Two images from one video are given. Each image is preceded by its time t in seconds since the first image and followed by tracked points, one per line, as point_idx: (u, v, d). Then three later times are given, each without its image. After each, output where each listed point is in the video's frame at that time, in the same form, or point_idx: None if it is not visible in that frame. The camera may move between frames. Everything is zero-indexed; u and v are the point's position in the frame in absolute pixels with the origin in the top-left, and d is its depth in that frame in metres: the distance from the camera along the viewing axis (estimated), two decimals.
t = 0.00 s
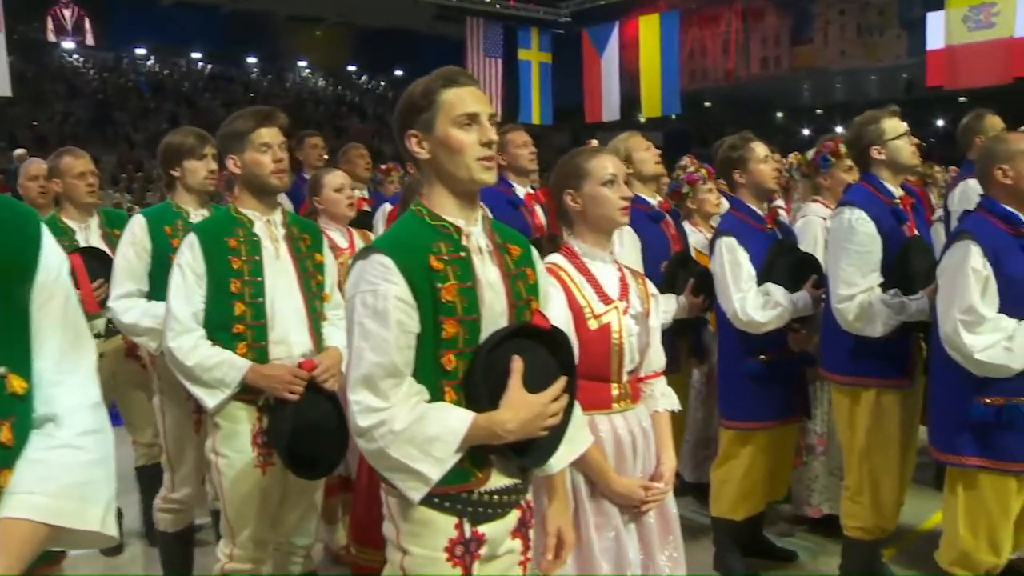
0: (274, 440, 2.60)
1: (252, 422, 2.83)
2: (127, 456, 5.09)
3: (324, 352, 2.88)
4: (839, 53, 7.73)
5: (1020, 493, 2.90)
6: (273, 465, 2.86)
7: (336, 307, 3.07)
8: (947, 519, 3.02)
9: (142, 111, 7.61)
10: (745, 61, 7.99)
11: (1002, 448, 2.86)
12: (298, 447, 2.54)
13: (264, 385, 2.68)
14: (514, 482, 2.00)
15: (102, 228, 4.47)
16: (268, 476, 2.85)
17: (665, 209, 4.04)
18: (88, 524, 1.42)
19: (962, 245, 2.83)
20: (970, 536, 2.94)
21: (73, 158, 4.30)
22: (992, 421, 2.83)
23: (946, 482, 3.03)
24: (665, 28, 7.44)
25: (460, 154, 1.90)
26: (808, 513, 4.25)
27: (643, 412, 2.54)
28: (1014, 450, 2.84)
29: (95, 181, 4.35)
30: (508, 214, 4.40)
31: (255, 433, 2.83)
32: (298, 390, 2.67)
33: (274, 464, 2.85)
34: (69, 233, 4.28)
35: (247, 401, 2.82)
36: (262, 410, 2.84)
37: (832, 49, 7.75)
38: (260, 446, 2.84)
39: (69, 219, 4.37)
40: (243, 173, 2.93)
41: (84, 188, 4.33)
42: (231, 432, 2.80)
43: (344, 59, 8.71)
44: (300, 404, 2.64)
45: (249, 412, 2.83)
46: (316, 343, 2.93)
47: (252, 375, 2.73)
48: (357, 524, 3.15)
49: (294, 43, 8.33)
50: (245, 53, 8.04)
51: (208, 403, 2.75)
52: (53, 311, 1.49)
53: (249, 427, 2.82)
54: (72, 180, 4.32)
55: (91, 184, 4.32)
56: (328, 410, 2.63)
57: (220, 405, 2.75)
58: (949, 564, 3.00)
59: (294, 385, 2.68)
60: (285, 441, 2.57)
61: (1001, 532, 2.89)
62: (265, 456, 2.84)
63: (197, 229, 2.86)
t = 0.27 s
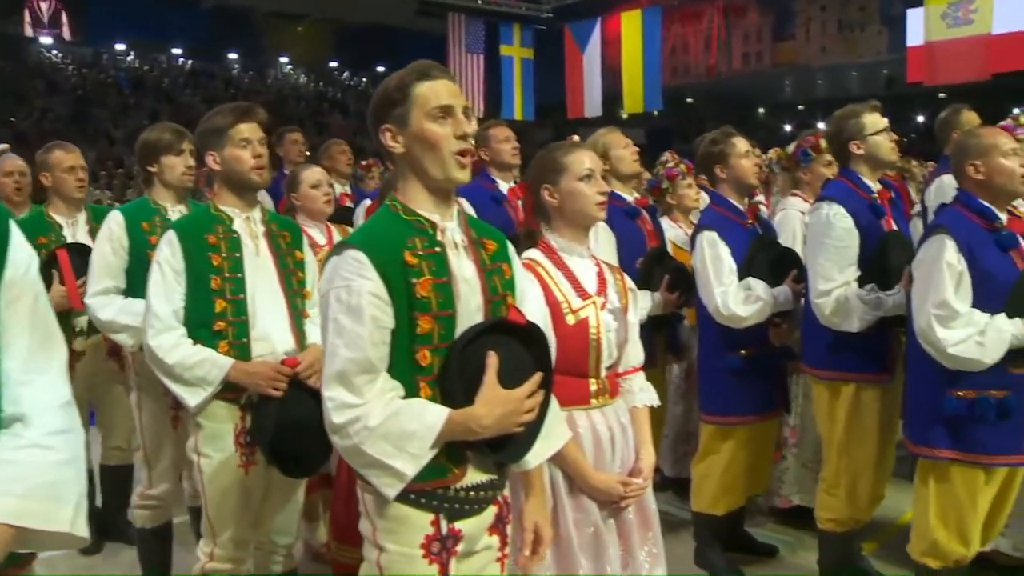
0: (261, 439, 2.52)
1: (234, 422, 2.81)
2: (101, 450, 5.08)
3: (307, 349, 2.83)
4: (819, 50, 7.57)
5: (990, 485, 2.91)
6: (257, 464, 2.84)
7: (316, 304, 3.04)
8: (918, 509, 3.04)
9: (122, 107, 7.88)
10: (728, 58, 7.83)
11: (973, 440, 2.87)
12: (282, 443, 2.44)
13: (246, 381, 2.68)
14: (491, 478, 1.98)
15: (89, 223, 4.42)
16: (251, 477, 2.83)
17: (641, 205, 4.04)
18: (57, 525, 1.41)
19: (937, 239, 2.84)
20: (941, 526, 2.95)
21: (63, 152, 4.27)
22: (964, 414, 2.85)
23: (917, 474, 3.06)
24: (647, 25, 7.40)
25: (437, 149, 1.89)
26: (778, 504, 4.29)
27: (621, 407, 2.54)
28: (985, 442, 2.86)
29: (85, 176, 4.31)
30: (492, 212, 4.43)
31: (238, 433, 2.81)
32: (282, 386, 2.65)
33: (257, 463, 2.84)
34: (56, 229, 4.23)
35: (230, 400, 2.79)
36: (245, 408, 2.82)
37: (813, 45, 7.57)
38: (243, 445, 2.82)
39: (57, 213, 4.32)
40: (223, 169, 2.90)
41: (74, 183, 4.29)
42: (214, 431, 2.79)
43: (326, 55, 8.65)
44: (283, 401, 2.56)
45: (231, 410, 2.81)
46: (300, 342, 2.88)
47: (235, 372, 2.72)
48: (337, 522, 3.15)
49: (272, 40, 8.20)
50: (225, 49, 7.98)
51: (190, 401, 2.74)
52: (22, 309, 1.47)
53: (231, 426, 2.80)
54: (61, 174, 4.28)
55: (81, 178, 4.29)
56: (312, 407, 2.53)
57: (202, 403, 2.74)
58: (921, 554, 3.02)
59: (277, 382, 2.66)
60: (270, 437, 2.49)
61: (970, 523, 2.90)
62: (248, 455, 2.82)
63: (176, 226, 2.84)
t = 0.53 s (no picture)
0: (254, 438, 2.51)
1: (226, 421, 2.79)
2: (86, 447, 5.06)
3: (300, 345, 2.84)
4: (808, 46, 7.57)
5: (968, 481, 2.93)
6: (248, 463, 2.83)
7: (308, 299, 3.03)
8: (899, 503, 3.04)
9: (108, 103, 7.72)
10: (716, 55, 7.89)
11: (951, 435, 2.88)
12: (277, 441, 2.44)
13: (238, 378, 2.66)
14: (474, 474, 1.97)
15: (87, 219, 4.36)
16: (242, 477, 2.82)
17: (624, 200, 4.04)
18: (36, 523, 1.53)
19: (920, 235, 2.86)
20: (922, 520, 2.96)
21: (62, 146, 4.18)
22: (942, 409, 2.86)
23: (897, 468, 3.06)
24: (635, 21, 7.36)
25: (420, 144, 1.88)
26: (765, 499, 4.32)
27: (607, 403, 2.53)
28: (963, 436, 2.87)
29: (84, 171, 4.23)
30: (481, 208, 4.41)
31: (230, 432, 2.79)
32: (274, 381, 2.64)
33: (248, 462, 2.83)
34: (53, 221, 4.18)
35: (221, 398, 2.78)
36: (236, 406, 2.81)
37: (800, 42, 7.59)
38: (235, 446, 2.80)
39: (54, 208, 4.23)
40: (209, 165, 2.89)
41: (72, 177, 4.21)
42: (206, 430, 2.77)
43: (314, 52, 8.61)
44: (276, 396, 2.56)
45: (222, 409, 2.79)
46: (292, 336, 2.89)
47: (226, 368, 2.69)
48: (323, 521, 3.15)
49: (259, 37, 8.19)
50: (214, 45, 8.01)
51: (181, 400, 2.72)
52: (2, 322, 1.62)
53: (224, 426, 2.78)
54: (60, 169, 4.20)
55: (80, 174, 4.21)
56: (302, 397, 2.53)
57: (193, 401, 2.72)
58: (903, 548, 3.01)
59: (269, 376, 2.65)
60: (266, 435, 2.47)
61: (948, 517, 2.91)
62: (240, 454, 2.81)
63: (162, 223, 2.82)
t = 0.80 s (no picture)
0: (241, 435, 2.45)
1: (210, 416, 2.79)
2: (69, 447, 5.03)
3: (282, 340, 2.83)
4: (796, 43, 7.56)
5: (951, 476, 2.94)
6: (231, 459, 2.83)
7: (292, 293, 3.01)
8: (883, 499, 3.05)
9: (95, 98, 7.73)
10: (704, 51, 7.83)
11: (934, 430, 2.89)
12: (262, 436, 2.39)
13: (221, 372, 2.64)
14: (458, 471, 1.96)
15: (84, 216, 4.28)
16: (226, 472, 2.82)
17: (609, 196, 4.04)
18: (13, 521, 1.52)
19: (903, 231, 2.86)
20: (906, 515, 2.97)
21: (57, 142, 4.12)
22: (926, 404, 2.88)
23: (881, 464, 3.07)
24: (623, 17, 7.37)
25: (403, 138, 1.87)
26: (751, 496, 4.33)
27: (592, 399, 2.52)
28: (946, 432, 2.88)
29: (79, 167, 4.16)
30: (470, 202, 4.42)
31: (214, 427, 2.79)
32: (259, 375, 2.62)
33: (232, 458, 2.82)
34: (48, 217, 4.09)
35: (205, 393, 2.77)
36: (221, 402, 2.80)
37: (789, 39, 7.59)
38: (218, 441, 2.80)
39: (49, 204, 4.16)
40: (191, 159, 2.87)
41: (67, 172, 4.14)
42: (189, 425, 2.77)
43: (302, 46, 8.54)
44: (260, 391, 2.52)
45: (206, 405, 2.78)
46: (275, 330, 2.88)
47: (209, 362, 2.68)
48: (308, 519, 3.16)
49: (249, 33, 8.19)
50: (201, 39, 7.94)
51: (164, 394, 2.70)
52: None
53: (209, 421, 2.78)
54: (54, 164, 4.12)
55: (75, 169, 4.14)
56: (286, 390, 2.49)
57: (176, 395, 2.71)
58: (886, 543, 3.02)
59: (253, 371, 2.63)
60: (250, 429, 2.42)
61: (933, 511, 2.92)
62: (223, 450, 2.80)
63: (145, 216, 2.80)
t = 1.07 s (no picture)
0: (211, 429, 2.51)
1: (184, 411, 2.76)
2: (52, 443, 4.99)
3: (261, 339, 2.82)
4: (785, 41, 7.58)
5: (938, 472, 2.95)
6: (207, 453, 2.81)
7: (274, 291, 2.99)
8: (869, 495, 3.05)
9: (81, 92, 7.70)
10: (693, 48, 7.96)
11: (922, 427, 2.90)
12: (234, 435, 2.46)
13: (195, 372, 2.63)
14: (442, 467, 1.95)
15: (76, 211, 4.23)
16: (201, 465, 2.80)
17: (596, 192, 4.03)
18: None
19: (891, 228, 2.85)
20: (892, 512, 2.97)
21: (46, 135, 4.09)
22: (914, 401, 2.88)
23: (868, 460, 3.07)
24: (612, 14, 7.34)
25: (386, 134, 1.86)
26: (734, 492, 4.35)
27: (578, 395, 2.52)
28: (934, 429, 2.89)
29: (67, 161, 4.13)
30: (458, 198, 4.42)
31: (188, 423, 2.76)
32: (233, 376, 2.61)
33: (208, 452, 2.80)
34: (37, 210, 4.05)
35: (180, 390, 2.75)
36: (195, 398, 2.77)
37: (778, 36, 7.60)
38: (194, 436, 2.78)
39: (37, 197, 4.10)
40: (174, 154, 2.85)
41: (55, 167, 4.10)
42: (162, 420, 2.74)
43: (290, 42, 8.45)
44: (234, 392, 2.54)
45: (181, 400, 2.76)
46: (252, 329, 2.88)
47: (184, 362, 2.67)
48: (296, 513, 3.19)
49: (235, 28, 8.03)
50: (189, 34, 7.88)
51: (138, 391, 2.69)
52: None
53: (182, 416, 2.75)
54: (42, 158, 4.08)
55: (64, 163, 4.11)
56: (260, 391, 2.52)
57: (150, 392, 2.69)
58: (873, 540, 3.02)
59: (228, 372, 2.62)
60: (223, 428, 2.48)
61: (920, 507, 2.93)
62: (199, 444, 2.79)
63: (126, 211, 2.78)
